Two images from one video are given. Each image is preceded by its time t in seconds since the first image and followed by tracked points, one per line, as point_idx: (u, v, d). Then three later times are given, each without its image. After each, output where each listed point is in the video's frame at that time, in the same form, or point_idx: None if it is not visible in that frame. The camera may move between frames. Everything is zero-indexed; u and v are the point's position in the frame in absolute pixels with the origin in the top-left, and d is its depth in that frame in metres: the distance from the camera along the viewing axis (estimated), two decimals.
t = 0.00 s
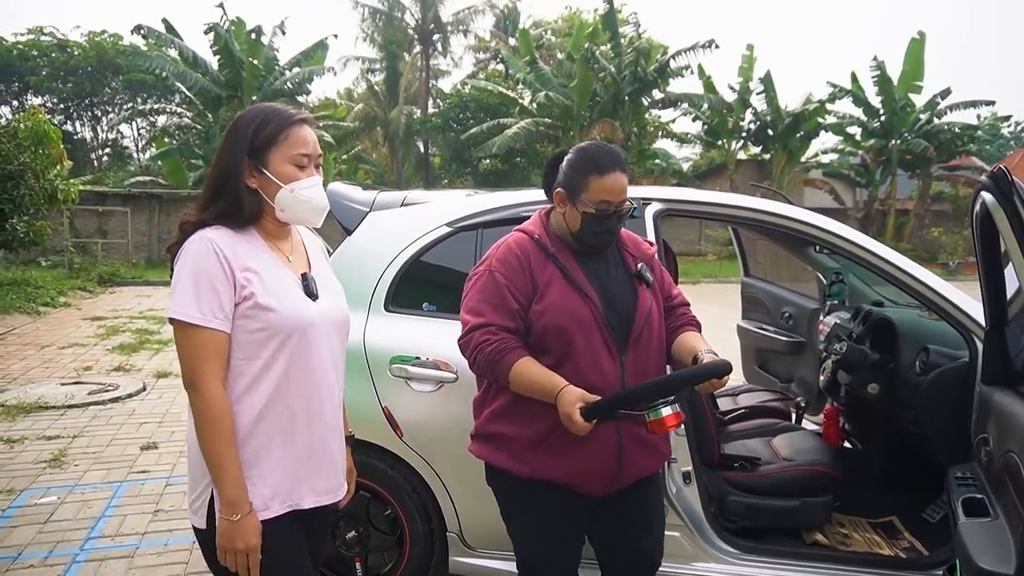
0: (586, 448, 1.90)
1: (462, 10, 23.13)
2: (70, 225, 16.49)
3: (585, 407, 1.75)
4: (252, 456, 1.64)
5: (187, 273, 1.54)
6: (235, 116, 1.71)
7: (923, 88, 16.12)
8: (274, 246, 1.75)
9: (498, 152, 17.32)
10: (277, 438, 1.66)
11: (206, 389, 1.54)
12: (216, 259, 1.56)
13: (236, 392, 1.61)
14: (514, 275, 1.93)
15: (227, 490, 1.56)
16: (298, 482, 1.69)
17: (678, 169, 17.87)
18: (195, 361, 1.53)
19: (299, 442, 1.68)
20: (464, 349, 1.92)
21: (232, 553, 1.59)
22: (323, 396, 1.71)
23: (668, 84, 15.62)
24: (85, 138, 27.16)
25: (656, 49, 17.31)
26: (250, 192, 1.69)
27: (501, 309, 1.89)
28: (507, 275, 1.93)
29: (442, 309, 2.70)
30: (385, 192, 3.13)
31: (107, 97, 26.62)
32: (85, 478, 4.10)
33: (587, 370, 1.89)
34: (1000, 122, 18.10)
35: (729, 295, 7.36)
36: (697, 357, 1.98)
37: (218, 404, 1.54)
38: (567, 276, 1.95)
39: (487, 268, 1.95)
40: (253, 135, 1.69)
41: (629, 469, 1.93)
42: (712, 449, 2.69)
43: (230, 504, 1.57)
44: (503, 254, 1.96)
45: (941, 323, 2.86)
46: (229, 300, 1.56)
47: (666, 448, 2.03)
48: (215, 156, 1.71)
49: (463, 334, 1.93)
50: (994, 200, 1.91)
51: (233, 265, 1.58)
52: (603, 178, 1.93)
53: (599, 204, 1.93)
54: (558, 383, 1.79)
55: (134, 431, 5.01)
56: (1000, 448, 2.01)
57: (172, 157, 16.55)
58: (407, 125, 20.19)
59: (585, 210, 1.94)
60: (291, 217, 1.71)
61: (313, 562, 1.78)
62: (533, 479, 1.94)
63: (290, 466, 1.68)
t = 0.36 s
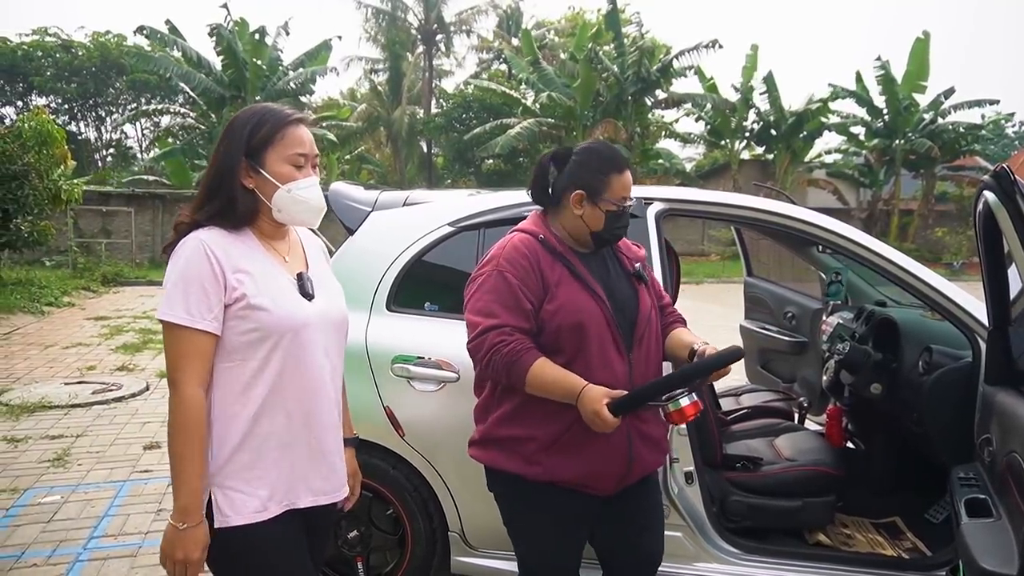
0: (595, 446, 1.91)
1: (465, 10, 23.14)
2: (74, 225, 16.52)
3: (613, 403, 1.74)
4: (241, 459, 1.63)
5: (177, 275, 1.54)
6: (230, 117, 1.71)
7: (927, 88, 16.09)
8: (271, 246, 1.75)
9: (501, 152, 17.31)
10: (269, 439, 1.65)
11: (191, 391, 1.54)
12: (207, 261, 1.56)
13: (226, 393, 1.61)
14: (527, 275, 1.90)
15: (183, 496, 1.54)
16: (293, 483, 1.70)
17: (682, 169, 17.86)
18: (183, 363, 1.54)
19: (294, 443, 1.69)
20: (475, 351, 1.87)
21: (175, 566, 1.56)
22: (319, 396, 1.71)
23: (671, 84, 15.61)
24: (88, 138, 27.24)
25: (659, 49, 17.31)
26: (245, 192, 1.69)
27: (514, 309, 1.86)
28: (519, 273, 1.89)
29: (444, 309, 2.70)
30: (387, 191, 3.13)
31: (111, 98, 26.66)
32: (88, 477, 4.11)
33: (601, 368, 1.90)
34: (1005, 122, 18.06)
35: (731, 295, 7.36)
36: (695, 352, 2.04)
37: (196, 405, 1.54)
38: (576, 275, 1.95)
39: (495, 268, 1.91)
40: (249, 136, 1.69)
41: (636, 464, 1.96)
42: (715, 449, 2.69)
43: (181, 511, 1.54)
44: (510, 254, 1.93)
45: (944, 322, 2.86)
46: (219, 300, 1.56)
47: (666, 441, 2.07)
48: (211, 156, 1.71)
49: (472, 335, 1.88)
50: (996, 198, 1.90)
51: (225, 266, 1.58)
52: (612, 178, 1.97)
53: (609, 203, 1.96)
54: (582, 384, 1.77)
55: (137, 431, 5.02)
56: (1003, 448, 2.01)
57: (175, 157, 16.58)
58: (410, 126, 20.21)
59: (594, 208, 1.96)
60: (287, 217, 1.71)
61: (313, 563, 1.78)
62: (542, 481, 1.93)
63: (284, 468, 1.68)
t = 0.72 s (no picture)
0: (606, 442, 1.92)
1: (468, 10, 23.13)
2: (78, 225, 16.55)
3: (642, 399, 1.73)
4: (247, 459, 1.63)
5: (183, 276, 1.54)
6: (236, 115, 1.70)
7: (931, 87, 16.05)
8: (273, 246, 1.75)
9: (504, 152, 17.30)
10: (274, 440, 1.65)
11: (201, 391, 1.54)
12: (213, 263, 1.56)
13: (235, 395, 1.61)
14: (547, 273, 1.88)
15: (212, 496, 1.55)
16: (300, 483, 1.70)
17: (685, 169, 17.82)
18: (190, 364, 1.53)
19: (298, 444, 1.68)
20: (493, 350, 1.83)
21: (213, 565, 1.56)
22: (325, 396, 1.71)
23: (674, 83, 15.59)
24: (93, 138, 27.30)
25: (662, 48, 17.29)
26: (251, 191, 1.69)
27: (534, 308, 1.84)
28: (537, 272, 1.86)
29: (447, 308, 2.70)
30: (390, 191, 3.12)
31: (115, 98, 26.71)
32: (92, 476, 4.11)
33: (615, 366, 1.90)
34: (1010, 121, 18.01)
35: (734, 295, 7.35)
36: (693, 351, 2.08)
37: (207, 405, 1.54)
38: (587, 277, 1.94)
39: (511, 266, 1.87)
40: (255, 135, 1.69)
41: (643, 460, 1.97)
42: (718, 448, 2.69)
43: (214, 512, 1.55)
44: (526, 252, 1.89)
45: (949, 322, 2.84)
46: (224, 302, 1.55)
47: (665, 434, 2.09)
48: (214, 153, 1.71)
49: (490, 334, 1.84)
50: (1002, 197, 1.89)
51: (229, 267, 1.58)
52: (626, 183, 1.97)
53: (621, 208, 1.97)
54: (606, 382, 1.75)
55: (140, 430, 5.02)
56: (1009, 449, 2.00)
57: (179, 157, 16.61)
58: (413, 125, 20.22)
59: (605, 212, 1.97)
60: (293, 216, 1.71)
61: (316, 564, 1.78)
62: (551, 480, 1.92)
63: (291, 468, 1.68)
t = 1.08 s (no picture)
0: (611, 441, 1.91)
1: (471, 9, 23.12)
2: (82, 225, 16.58)
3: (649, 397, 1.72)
4: (256, 459, 1.62)
5: (192, 276, 1.53)
6: (242, 113, 1.69)
7: (936, 87, 16.01)
8: (277, 246, 1.75)
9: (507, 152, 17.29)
10: (283, 438, 1.64)
11: (214, 391, 1.53)
12: (222, 263, 1.55)
13: (246, 395, 1.60)
14: (555, 271, 1.87)
15: (226, 497, 1.54)
16: (309, 481, 1.70)
17: (688, 168, 17.79)
18: (201, 365, 1.52)
19: (306, 442, 1.68)
20: (500, 346, 1.82)
21: (233, 567, 1.56)
22: (332, 395, 1.71)
23: (678, 83, 15.59)
24: (97, 137, 27.36)
25: (666, 47, 17.27)
26: (256, 191, 1.69)
27: (542, 305, 1.82)
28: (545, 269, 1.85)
29: (451, 307, 2.69)
30: (393, 190, 3.11)
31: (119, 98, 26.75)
32: (96, 475, 4.11)
33: (619, 365, 1.90)
34: (1014, 121, 17.98)
35: (738, 294, 7.33)
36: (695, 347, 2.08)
37: (220, 406, 1.53)
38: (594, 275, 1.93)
39: (519, 262, 1.86)
40: (261, 135, 1.68)
41: (646, 458, 1.97)
42: (722, 448, 2.67)
43: (230, 513, 1.54)
44: (534, 248, 1.88)
45: (954, 322, 2.83)
46: (233, 301, 1.55)
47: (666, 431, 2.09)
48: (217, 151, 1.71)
49: (498, 331, 1.83)
50: (1009, 196, 1.88)
51: (237, 266, 1.57)
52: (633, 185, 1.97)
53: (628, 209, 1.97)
54: (613, 380, 1.75)
55: (144, 429, 5.02)
56: (1015, 449, 1.98)
57: (182, 156, 16.63)
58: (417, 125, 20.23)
59: (611, 212, 1.96)
60: (297, 216, 1.71)
61: (322, 562, 1.77)
62: (555, 478, 1.91)
63: (300, 467, 1.67)
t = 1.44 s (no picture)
0: (614, 439, 1.90)
1: (473, 9, 23.11)
2: (84, 225, 16.59)
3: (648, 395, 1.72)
4: (255, 461, 1.61)
5: (190, 278, 1.52)
6: (240, 111, 1.69)
7: (939, 86, 15.98)
8: (277, 246, 1.74)
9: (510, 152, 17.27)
10: (285, 438, 1.63)
11: (213, 392, 1.52)
12: (221, 264, 1.55)
13: (248, 396, 1.59)
14: (558, 267, 1.86)
15: (221, 498, 1.53)
16: (312, 481, 1.69)
17: (691, 168, 17.76)
18: (200, 366, 1.52)
19: (309, 442, 1.67)
20: (502, 341, 1.81)
21: (225, 568, 1.54)
22: (336, 395, 1.70)
23: (680, 82, 15.59)
24: (99, 137, 27.41)
25: (668, 47, 17.25)
26: (255, 190, 1.68)
27: (545, 299, 1.81)
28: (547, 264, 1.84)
29: (452, 308, 2.68)
30: (395, 190, 3.11)
31: (122, 98, 26.78)
32: (98, 475, 4.11)
33: (620, 362, 1.89)
34: (1018, 120, 17.93)
35: (740, 295, 7.32)
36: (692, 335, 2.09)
37: (218, 407, 1.52)
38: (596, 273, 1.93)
39: (521, 256, 1.85)
40: (258, 134, 1.67)
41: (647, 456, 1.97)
42: (725, 449, 2.66)
43: (224, 515, 1.53)
44: (538, 242, 1.87)
45: (959, 322, 2.82)
46: (232, 303, 1.54)
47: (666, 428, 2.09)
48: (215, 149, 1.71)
49: (502, 325, 1.81)
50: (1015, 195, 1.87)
51: (235, 268, 1.56)
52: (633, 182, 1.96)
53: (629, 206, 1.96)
54: (614, 378, 1.74)
55: (146, 429, 5.02)
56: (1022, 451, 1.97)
57: (185, 156, 16.66)
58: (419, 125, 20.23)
59: (612, 209, 1.96)
60: (297, 215, 1.70)
61: (328, 562, 1.77)
62: (557, 477, 1.90)
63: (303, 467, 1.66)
